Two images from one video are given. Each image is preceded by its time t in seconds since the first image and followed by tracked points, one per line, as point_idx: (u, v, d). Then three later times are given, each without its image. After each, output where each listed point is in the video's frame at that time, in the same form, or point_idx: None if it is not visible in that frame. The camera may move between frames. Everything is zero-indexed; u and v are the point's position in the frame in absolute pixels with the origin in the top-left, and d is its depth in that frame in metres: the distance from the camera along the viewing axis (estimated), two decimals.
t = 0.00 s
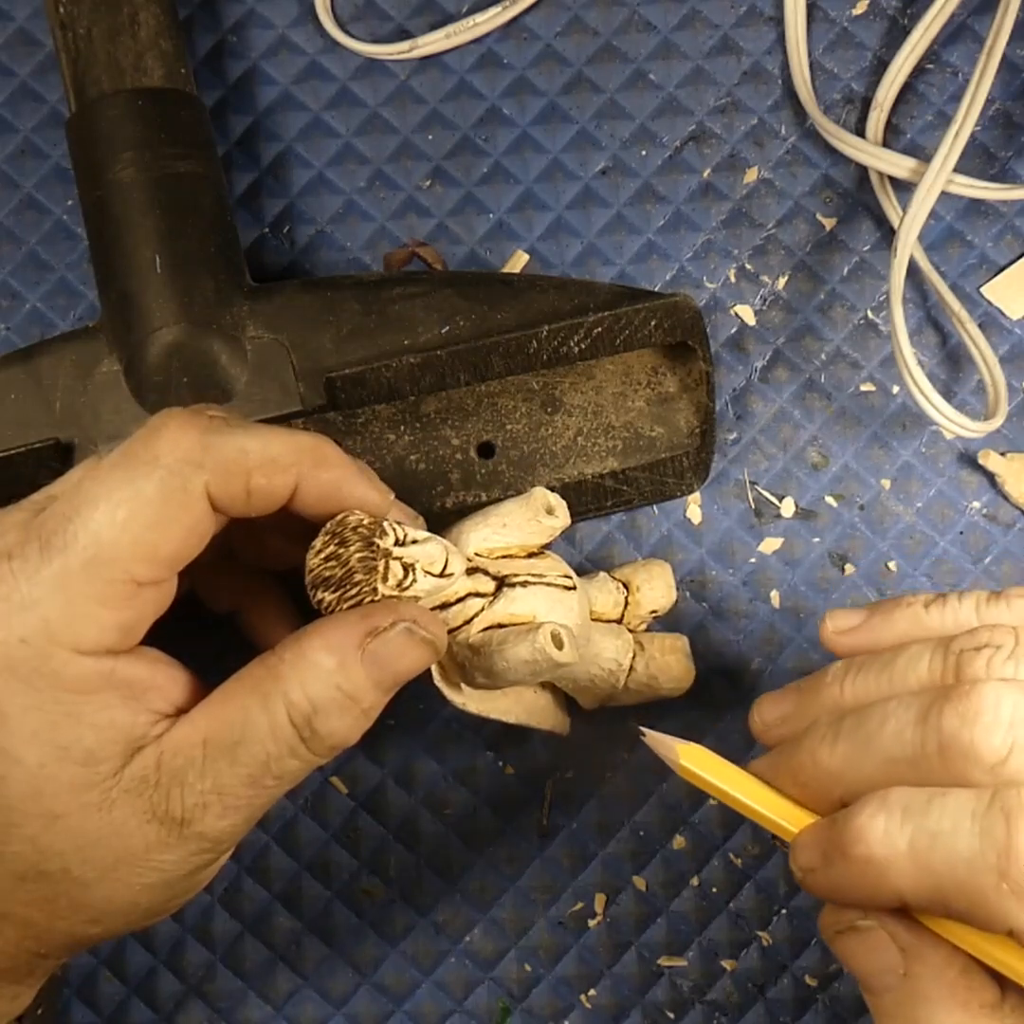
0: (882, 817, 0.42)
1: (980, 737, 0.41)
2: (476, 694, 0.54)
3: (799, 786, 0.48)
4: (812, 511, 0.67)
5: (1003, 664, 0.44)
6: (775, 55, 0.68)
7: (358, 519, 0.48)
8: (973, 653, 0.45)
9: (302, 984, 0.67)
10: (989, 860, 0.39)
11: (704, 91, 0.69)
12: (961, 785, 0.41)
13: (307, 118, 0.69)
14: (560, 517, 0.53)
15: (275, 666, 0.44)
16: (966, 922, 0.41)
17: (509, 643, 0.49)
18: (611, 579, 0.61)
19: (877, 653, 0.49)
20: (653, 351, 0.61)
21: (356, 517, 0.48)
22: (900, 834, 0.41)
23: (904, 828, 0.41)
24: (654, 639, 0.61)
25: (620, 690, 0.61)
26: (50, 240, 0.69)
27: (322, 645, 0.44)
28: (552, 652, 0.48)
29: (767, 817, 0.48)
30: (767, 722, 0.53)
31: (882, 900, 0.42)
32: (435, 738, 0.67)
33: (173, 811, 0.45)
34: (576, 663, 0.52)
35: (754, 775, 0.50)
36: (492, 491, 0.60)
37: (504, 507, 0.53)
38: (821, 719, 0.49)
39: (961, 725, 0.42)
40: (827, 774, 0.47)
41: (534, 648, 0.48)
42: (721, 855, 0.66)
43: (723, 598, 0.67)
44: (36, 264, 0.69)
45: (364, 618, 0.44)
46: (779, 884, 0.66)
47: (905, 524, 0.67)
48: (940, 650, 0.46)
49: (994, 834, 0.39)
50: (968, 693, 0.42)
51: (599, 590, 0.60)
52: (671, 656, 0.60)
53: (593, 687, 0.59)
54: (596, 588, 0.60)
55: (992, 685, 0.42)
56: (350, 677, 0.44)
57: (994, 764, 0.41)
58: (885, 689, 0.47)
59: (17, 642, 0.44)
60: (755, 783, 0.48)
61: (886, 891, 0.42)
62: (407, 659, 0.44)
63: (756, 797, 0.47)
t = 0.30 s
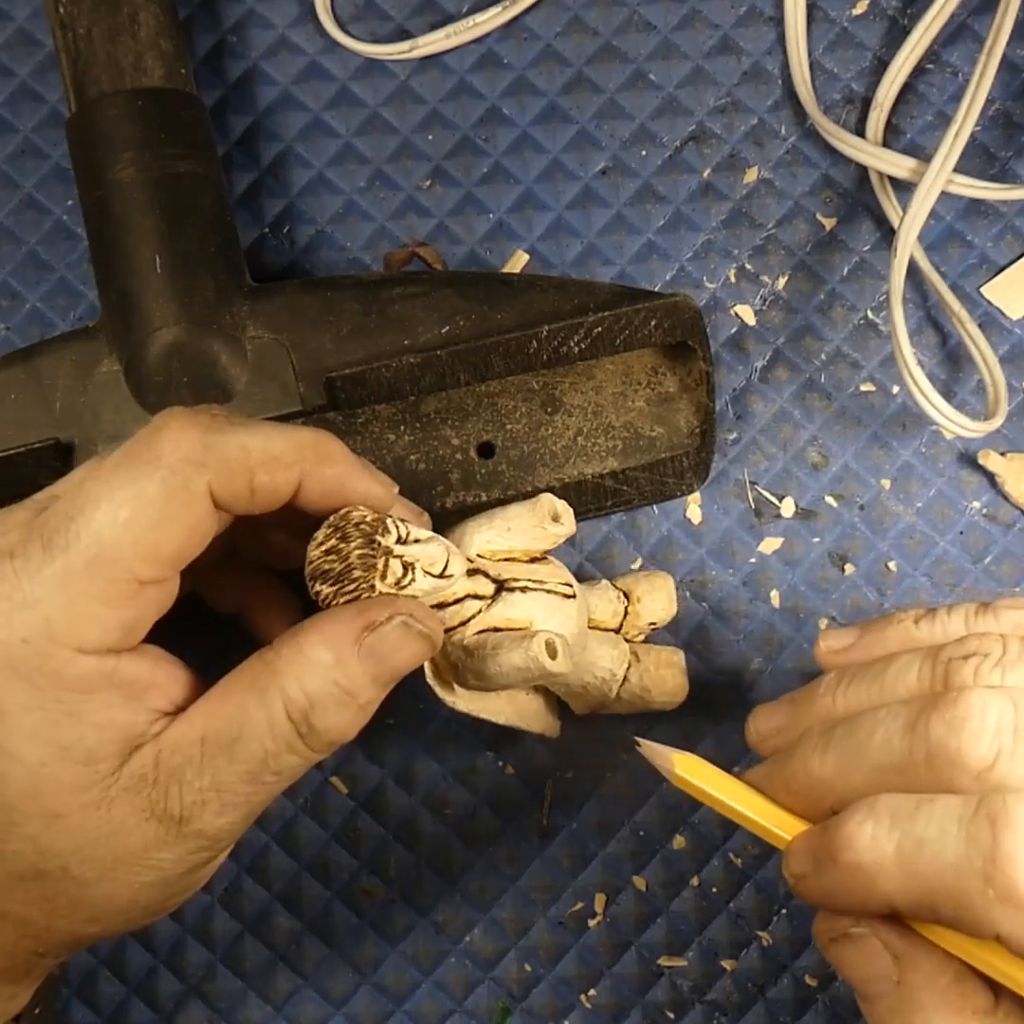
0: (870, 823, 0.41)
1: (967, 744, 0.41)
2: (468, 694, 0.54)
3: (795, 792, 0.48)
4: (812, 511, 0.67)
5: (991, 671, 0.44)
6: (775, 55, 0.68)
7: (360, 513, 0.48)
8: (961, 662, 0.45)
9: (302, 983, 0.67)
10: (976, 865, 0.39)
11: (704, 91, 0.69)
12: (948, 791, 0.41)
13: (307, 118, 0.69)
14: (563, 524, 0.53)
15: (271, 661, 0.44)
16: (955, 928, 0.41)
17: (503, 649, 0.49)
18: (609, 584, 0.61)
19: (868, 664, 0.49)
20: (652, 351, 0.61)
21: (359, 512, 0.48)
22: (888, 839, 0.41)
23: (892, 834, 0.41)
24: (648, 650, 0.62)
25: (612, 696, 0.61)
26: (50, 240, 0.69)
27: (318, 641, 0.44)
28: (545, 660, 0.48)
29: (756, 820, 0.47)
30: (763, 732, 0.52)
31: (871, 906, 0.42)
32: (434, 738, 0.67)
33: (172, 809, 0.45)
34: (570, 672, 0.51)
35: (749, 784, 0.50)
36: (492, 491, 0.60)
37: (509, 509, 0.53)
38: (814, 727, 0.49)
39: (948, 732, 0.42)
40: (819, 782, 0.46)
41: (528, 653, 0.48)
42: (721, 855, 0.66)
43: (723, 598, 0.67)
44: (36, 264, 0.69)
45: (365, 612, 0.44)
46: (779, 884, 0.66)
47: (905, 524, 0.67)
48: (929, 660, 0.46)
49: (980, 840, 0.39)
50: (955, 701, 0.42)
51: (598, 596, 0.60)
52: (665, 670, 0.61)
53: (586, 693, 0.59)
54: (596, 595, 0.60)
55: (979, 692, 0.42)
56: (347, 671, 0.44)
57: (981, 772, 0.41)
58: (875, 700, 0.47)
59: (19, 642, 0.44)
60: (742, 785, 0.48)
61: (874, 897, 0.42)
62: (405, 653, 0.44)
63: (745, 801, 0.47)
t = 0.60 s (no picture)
0: (869, 827, 0.41)
1: (965, 749, 0.41)
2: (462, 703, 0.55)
3: (792, 797, 0.48)
4: (812, 511, 0.67)
5: (990, 676, 0.44)
6: (775, 55, 0.68)
7: (371, 519, 0.47)
8: (960, 667, 0.45)
9: (302, 983, 0.67)
10: (974, 870, 0.39)
11: (704, 92, 0.69)
12: (946, 796, 0.41)
13: (307, 118, 0.69)
14: (576, 548, 0.53)
15: (268, 665, 0.44)
16: (954, 932, 0.41)
17: (492, 670, 0.50)
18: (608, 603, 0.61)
19: (867, 669, 0.49)
20: (652, 351, 0.61)
21: (370, 517, 0.47)
22: (886, 843, 0.41)
23: (891, 838, 0.41)
24: (638, 674, 0.61)
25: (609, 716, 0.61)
26: (50, 240, 0.69)
27: (316, 642, 0.43)
28: (530, 689, 0.49)
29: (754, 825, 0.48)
30: (763, 738, 0.52)
31: (869, 909, 0.42)
32: (434, 738, 0.67)
33: (171, 815, 0.45)
34: (557, 696, 0.52)
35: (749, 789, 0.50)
36: (492, 491, 0.61)
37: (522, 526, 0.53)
38: (813, 734, 0.49)
39: (944, 738, 0.42)
40: (817, 788, 0.46)
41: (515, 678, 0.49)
42: (721, 855, 0.66)
43: (723, 598, 0.67)
44: (36, 264, 0.69)
45: (366, 619, 0.44)
46: (779, 884, 0.66)
47: (905, 524, 0.67)
48: (928, 664, 0.46)
49: (978, 843, 0.39)
50: (952, 706, 0.42)
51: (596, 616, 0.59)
52: (651, 702, 0.60)
53: (571, 705, 0.59)
54: (597, 614, 0.59)
55: (976, 698, 0.42)
56: (343, 672, 0.44)
57: (978, 777, 0.41)
58: (875, 707, 0.47)
59: (23, 652, 0.44)
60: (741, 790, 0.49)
61: (873, 901, 0.42)
62: (401, 653, 0.44)
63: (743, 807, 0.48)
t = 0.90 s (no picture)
0: (880, 833, 0.41)
1: (973, 755, 0.41)
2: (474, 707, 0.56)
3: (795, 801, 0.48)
4: (812, 511, 0.67)
5: (996, 681, 0.44)
6: (775, 55, 0.68)
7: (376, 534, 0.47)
8: (966, 672, 0.45)
9: (302, 983, 0.67)
10: (988, 878, 0.39)
11: (704, 91, 0.69)
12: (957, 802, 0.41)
13: (307, 118, 0.69)
14: (582, 550, 0.53)
15: (275, 679, 0.44)
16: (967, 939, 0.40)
17: (501, 678, 0.50)
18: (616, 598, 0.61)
19: (872, 672, 0.49)
20: (653, 351, 0.61)
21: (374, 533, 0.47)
22: (898, 850, 0.41)
23: (902, 844, 0.41)
24: (649, 667, 0.61)
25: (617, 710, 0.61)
26: (50, 240, 0.69)
27: (323, 658, 0.43)
28: (541, 697, 0.49)
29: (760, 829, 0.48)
30: (765, 743, 0.52)
31: (880, 915, 0.42)
32: (434, 739, 0.67)
33: (175, 828, 0.45)
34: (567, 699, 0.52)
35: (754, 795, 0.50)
36: (492, 491, 0.61)
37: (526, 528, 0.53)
38: (818, 740, 0.49)
39: (954, 744, 0.42)
40: (823, 794, 0.46)
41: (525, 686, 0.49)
42: (721, 855, 0.66)
43: (723, 598, 0.67)
44: (36, 264, 0.69)
45: (370, 632, 0.44)
46: (779, 884, 0.66)
47: (905, 524, 0.67)
48: (934, 668, 0.46)
49: (992, 851, 0.39)
50: (961, 712, 0.42)
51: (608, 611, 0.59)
52: (661, 696, 0.60)
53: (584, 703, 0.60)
54: (607, 609, 0.59)
55: (984, 702, 0.42)
56: (350, 687, 0.44)
57: (989, 783, 0.41)
58: (881, 710, 0.47)
59: (23, 664, 0.44)
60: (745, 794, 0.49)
61: (884, 906, 0.42)
62: (408, 669, 0.44)
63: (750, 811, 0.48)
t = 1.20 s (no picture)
0: (879, 838, 0.41)
1: (971, 757, 0.41)
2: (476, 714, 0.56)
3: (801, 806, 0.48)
4: (812, 511, 0.67)
5: (997, 684, 0.44)
6: (775, 55, 0.68)
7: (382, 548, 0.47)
8: (966, 675, 0.45)
9: (302, 983, 0.67)
10: (988, 883, 0.38)
11: (704, 91, 0.69)
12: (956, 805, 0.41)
13: (307, 118, 0.69)
14: (591, 567, 0.53)
15: (279, 694, 0.44)
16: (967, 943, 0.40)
17: (503, 696, 0.50)
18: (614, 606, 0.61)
19: (871, 676, 0.48)
20: (653, 351, 0.61)
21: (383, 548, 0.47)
22: (897, 855, 0.41)
23: (902, 849, 0.41)
24: (645, 679, 0.61)
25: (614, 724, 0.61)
26: (50, 240, 0.69)
27: (329, 673, 0.44)
28: (540, 718, 0.49)
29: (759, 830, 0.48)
30: (765, 747, 0.52)
31: (881, 920, 0.42)
32: (434, 739, 0.67)
33: (177, 841, 0.46)
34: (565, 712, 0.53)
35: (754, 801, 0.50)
36: (492, 491, 0.61)
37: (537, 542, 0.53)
38: (817, 744, 0.48)
39: (953, 747, 0.42)
40: (823, 799, 0.46)
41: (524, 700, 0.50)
42: (721, 855, 0.66)
43: (723, 598, 0.67)
44: (36, 264, 0.69)
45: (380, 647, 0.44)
46: (779, 884, 0.66)
47: (905, 524, 0.67)
48: (933, 672, 0.46)
49: (992, 857, 0.38)
50: (959, 715, 0.42)
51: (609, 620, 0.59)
52: (657, 711, 0.60)
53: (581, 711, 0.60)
54: (609, 620, 0.59)
55: (983, 705, 0.42)
56: (357, 704, 0.44)
57: (988, 786, 0.41)
58: (882, 714, 0.47)
59: (27, 675, 0.43)
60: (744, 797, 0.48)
61: (884, 912, 0.42)
62: (414, 685, 0.45)
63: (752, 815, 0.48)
